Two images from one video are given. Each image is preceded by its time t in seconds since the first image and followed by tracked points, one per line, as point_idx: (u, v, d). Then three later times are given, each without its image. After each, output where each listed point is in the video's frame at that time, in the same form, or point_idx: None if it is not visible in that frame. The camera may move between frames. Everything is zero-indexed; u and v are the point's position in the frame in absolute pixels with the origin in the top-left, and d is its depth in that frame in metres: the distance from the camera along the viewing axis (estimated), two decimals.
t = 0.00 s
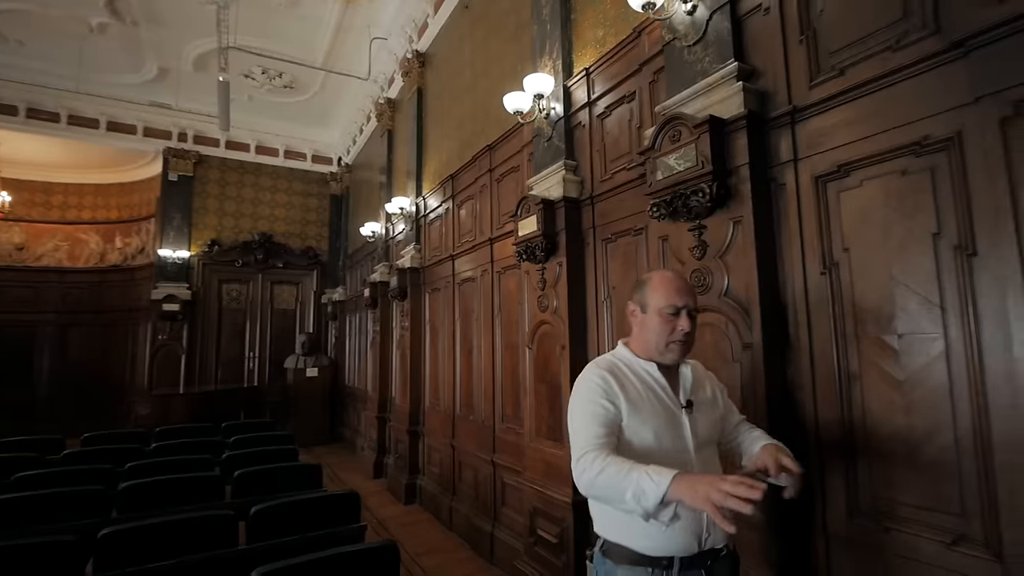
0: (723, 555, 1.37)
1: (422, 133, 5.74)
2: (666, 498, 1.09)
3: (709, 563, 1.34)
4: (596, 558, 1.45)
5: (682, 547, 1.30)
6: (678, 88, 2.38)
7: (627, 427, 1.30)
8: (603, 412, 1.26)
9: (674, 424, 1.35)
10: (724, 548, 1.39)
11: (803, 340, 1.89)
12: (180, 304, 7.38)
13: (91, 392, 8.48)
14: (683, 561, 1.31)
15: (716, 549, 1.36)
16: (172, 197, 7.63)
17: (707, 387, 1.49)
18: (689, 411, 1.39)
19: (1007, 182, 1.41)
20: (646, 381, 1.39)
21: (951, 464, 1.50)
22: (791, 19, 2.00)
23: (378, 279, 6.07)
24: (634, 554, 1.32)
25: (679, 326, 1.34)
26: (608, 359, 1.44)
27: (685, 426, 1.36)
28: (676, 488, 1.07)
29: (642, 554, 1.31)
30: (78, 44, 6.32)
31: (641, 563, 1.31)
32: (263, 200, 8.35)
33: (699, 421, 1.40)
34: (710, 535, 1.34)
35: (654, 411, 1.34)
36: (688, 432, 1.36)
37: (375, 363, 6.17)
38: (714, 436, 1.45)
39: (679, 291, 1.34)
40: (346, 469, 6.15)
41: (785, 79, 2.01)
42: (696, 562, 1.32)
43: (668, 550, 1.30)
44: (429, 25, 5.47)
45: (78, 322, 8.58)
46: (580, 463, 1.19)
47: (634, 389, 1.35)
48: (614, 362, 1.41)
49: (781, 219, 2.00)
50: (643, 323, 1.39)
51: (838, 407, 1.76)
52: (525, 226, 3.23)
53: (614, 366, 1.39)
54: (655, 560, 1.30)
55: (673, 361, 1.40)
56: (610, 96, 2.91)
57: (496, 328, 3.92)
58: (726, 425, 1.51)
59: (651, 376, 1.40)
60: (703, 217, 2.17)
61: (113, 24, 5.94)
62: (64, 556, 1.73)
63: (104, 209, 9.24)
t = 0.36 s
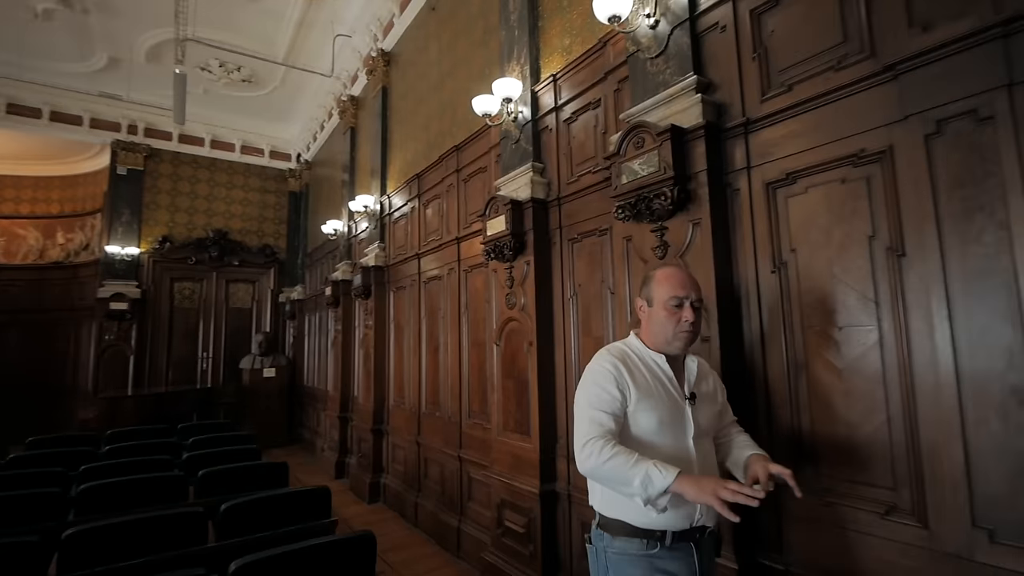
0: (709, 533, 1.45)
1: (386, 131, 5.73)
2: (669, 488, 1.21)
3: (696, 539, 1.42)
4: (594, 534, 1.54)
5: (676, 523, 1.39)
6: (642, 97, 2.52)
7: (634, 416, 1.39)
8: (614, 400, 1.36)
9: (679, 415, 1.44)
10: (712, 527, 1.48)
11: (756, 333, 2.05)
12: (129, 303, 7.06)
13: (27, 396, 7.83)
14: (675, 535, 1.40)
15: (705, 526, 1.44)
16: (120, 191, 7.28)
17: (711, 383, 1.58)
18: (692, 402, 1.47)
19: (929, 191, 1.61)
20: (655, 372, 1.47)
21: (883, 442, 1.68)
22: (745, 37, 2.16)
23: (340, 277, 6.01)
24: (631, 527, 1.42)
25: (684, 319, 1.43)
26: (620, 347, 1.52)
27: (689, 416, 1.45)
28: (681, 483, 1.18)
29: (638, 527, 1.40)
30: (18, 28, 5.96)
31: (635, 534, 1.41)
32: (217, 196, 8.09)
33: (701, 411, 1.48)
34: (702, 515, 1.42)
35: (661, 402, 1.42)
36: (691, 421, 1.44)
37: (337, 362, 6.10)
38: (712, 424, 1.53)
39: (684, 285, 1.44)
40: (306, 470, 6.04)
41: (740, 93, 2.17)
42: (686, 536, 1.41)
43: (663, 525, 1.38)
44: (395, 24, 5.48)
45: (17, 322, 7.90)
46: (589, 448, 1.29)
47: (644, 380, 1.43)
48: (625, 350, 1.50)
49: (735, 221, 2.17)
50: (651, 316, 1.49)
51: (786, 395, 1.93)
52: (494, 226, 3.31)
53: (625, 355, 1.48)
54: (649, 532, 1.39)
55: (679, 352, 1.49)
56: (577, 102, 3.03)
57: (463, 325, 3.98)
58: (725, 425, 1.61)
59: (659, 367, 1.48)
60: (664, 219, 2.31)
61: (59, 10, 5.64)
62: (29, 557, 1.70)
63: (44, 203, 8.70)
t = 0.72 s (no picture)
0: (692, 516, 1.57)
1: (357, 132, 5.74)
2: (656, 471, 1.35)
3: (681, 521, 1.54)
4: (586, 520, 1.64)
5: (663, 506, 1.49)
6: (613, 110, 2.69)
7: (623, 407, 1.52)
8: (604, 393, 1.49)
9: (665, 406, 1.57)
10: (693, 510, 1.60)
11: (717, 331, 2.24)
12: (82, 302, 6.79)
13: None
14: (662, 518, 1.51)
15: (688, 509, 1.56)
16: (73, 187, 7.00)
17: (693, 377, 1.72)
18: (677, 395, 1.61)
19: (867, 204, 1.83)
20: (642, 367, 1.60)
21: (829, 427, 1.88)
22: (709, 59, 2.36)
23: (308, 277, 5.97)
24: (622, 512, 1.51)
25: (666, 317, 1.56)
26: (610, 343, 1.65)
27: (673, 407, 1.58)
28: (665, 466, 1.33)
29: (630, 512, 1.50)
30: None
31: (627, 518, 1.51)
32: (177, 193, 7.86)
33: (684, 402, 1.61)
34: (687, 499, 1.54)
35: (649, 394, 1.55)
36: (675, 412, 1.58)
37: (304, 363, 6.04)
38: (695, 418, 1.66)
39: (666, 286, 1.56)
40: (271, 473, 5.96)
41: (703, 110, 2.36)
42: (672, 519, 1.52)
43: (651, 509, 1.48)
44: (366, 26, 5.50)
45: None
46: (582, 437, 1.42)
47: (631, 373, 1.56)
48: (614, 346, 1.63)
49: (699, 228, 2.35)
50: (637, 315, 1.62)
51: (744, 386, 2.13)
52: (469, 229, 3.41)
53: (615, 351, 1.60)
54: (639, 516, 1.50)
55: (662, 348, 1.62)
56: (551, 112, 3.18)
57: (436, 325, 4.06)
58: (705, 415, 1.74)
59: (646, 362, 1.61)
60: (635, 224, 2.48)
61: None
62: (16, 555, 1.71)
63: None
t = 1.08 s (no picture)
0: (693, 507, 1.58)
1: (328, 131, 5.71)
2: (660, 471, 1.33)
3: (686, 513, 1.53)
4: (589, 517, 1.58)
5: (670, 503, 1.47)
6: (588, 120, 2.83)
7: (622, 411, 1.50)
8: (600, 399, 1.46)
9: (661, 402, 1.55)
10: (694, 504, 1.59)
11: (684, 329, 2.40)
12: (34, 300, 6.49)
13: None
14: (670, 514, 1.48)
15: (691, 503, 1.55)
16: (23, 179, 6.70)
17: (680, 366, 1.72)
18: (671, 388, 1.60)
19: (818, 214, 2.02)
20: (635, 365, 1.58)
21: (784, 416, 2.06)
22: (678, 76, 2.53)
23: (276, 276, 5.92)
24: (632, 509, 1.47)
25: (648, 306, 1.58)
26: (601, 346, 1.62)
27: (669, 402, 1.57)
28: (670, 467, 1.31)
29: (639, 509, 1.47)
30: None
31: (636, 515, 1.47)
32: (135, 188, 7.60)
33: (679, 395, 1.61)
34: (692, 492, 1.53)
35: (645, 393, 1.53)
36: (671, 406, 1.57)
37: (272, 363, 5.96)
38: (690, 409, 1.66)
39: (640, 275, 1.59)
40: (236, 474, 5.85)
41: (673, 123, 2.53)
42: (677, 515, 1.50)
43: (660, 506, 1.46)
44: (340, 25, 5.50)
45: None
46: (582, 447, 1.39)
47: (626, 375, 1.54)
48: (606, 349, 1.60)
49: (668, 233, 2.52)
50: (620, 310, 1.61)
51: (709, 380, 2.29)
52: (447, 230, 3.49)
53: (607, 353, 1.58)
54: (647, 512, 1.46)
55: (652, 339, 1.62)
56: (527, 119, 3.30)
57: (411, 324, 4.11)
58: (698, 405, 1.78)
59: (638, 361, 1.59)
60: (608, 229, 2.62)
61: None
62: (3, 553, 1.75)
63: None
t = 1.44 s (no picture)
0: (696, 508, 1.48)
1: (301, 128, 5.64)
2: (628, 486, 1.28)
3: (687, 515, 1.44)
4: (587, 515, 1.52)
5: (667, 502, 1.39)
6: (566, 126, 2.93)
7: (609, 412, 1.44)
8: (580, 402, 1.42)
9: (655, 401, 1.47)
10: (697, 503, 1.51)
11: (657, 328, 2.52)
12: None
13: None
14: (669, 514, 1.41)
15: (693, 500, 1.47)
16: None
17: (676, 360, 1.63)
18: (666, 384, 1.51)
19: (781, 220, 2.17)
20: (627, 362, 1.52)
21: (749, 408, 2.21)
22: (652, 87, 2.66)
23: (243, 274, 5.89)
24: (629, 510, 1.40)
25: (637, 298, 1.52)
26: (592, 344, 1.57)
27: (664, 400, 1.49)
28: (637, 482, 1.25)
29: (636, 510, 1.40)
30: None
31: (633, 516, 1.40)
32: (93, 181, 7.31)
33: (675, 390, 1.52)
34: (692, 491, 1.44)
35: (635, 393, 1.45)
36: (666, 405, 1.48)
37: (240, 363, 5.85)
38: (689, 406, 1.57)
39: (628, 269, 1.57)
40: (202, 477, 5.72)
41: (647, 131, 2.66)
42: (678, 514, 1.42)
43: (655, 506, 1.39)
44: (314, 22, 5.46)
45: None
46: (557, 450, 1.37)
47: (616, 374, 1.47)
48: (597, 347, 1.54)
49: (642, 236, 2.64)
50: (609, 305, 1.55)
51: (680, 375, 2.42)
52: (425, 230, 3.53)
53: (597, 352, 1.52)
54: (644, 512, 1.39)
55: (646, 333, 1.55)
56: (505, 123, 3.38)
57: (387, 323, 4.13)
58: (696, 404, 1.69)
59: (630, 357, 1.53)
60: (586, 231, 2.72)
61: None
62: None
63: None
